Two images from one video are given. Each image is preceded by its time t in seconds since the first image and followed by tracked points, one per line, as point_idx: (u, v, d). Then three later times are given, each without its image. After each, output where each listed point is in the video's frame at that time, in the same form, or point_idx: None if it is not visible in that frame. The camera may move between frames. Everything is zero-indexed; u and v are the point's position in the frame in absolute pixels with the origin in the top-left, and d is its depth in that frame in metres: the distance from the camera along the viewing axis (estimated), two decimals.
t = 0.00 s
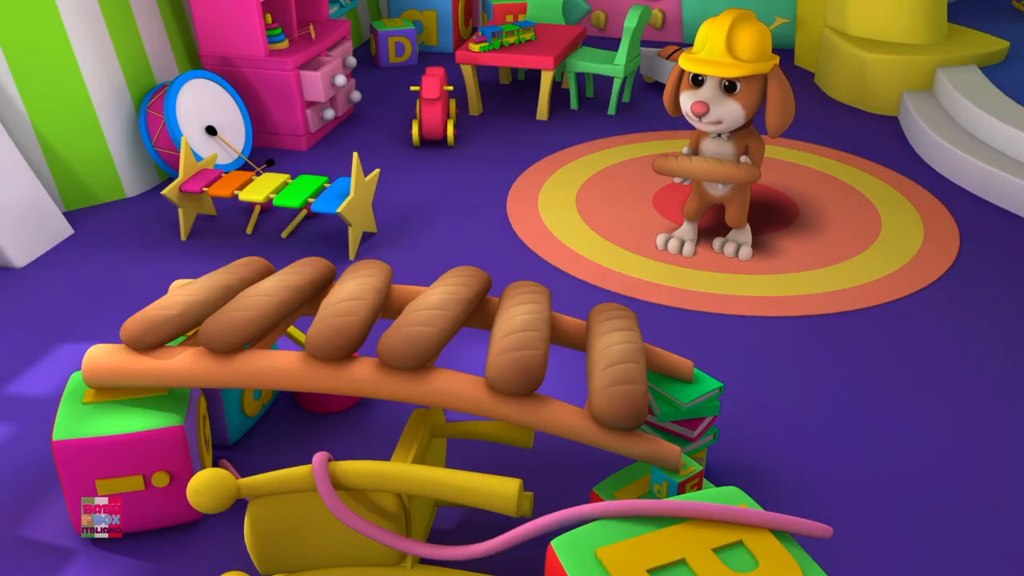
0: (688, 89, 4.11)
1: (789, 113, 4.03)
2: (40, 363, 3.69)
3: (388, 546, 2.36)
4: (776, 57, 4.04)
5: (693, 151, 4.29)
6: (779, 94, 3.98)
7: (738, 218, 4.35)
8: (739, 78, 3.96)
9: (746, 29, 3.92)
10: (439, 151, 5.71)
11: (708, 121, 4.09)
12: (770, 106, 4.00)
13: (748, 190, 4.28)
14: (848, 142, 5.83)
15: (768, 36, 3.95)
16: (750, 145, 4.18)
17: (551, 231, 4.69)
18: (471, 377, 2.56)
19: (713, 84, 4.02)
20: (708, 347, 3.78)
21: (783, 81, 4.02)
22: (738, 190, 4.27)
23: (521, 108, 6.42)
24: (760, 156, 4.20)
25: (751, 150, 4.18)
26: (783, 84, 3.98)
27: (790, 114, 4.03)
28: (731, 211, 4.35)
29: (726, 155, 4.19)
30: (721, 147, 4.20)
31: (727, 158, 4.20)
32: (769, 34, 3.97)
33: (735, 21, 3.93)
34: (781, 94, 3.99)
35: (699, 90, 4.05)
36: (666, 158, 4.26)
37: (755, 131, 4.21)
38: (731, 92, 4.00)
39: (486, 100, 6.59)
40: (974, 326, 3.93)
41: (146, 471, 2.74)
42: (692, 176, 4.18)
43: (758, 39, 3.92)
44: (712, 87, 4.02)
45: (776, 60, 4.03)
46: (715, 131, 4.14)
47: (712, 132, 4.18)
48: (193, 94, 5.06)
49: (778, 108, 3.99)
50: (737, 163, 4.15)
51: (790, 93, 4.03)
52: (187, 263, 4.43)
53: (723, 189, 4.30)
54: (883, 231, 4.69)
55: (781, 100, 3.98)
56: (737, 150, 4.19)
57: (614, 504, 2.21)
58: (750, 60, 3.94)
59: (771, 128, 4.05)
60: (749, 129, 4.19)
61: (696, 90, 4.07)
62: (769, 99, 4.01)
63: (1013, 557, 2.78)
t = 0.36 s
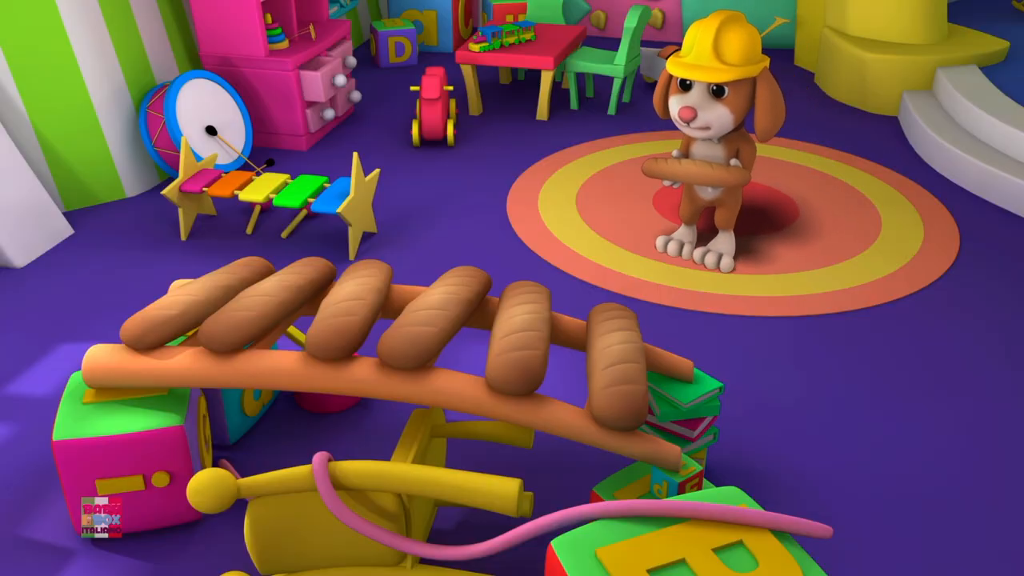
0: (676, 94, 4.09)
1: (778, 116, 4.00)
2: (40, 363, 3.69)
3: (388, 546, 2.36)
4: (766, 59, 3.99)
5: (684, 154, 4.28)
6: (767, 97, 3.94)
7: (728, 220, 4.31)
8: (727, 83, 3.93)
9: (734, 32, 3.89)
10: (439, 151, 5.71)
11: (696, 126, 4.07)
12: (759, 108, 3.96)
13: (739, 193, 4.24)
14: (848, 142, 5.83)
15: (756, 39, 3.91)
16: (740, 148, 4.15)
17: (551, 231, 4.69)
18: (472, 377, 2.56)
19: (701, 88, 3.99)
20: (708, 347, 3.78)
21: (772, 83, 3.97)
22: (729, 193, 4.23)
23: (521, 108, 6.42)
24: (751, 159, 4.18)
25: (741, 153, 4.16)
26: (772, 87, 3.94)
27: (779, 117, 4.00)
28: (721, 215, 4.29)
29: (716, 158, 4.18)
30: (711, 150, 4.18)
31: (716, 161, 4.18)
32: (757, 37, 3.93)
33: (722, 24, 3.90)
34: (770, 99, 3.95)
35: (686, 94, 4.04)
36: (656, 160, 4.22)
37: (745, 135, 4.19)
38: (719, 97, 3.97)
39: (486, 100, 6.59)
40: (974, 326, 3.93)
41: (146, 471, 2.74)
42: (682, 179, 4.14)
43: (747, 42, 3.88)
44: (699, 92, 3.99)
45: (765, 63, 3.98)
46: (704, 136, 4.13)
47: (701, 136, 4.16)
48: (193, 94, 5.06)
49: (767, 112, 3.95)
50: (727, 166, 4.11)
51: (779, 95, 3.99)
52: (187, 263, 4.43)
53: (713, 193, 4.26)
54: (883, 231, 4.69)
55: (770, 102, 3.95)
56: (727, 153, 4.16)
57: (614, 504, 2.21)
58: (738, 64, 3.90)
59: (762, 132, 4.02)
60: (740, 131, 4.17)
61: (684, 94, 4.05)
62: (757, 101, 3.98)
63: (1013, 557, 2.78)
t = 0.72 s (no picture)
0: (666, 100, 3.99)
1: (770, 123, 3.91)
2: (40, 363, 3.69)
3: (388, 546, 2.36)
4: (758, 68, 3.91)
5: (674, 165, 4.18)
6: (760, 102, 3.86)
7: (718, 233, 4.23)
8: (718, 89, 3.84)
9: (726, 38, 3.80)
10: (439, 152, 5.71)
11: (686, 132, 3.96)
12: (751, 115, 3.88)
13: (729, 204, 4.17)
14: (848, 142, 5.83)
15: (749, 46, 3.82)
16: (730, 158, 4.07)
17: (551, 231, 4.69)
18: (472, 377, 2.56)
19: (691, 94, 3.89)
20: (708, 347, 3.78)
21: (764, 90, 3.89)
22: (719, 204, 4.17)
23: (521, 108, 6.42)
24: (741, 169, 4.10)
25: (732, 164, 4.07)
26: (764, 93, 3.86)
27: (773, 125, 3.93)
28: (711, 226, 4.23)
29: (706, 169, 4.08)
30: (701, 161, 4.08)
31: (706, 171, 4.09)
32: (750, 44, 3.84)
33: (715, 30, 3.81)
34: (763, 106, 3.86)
35: (677, 100, 3.93)
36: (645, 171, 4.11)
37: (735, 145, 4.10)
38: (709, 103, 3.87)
39: (485, 100, 6.59)
40: (974, 326, 3.93)
41: (146, 471, 2.74)
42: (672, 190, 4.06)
43: (738, 50, 3.79)
44: (690, 98, 3.89)
45: (757, 71, 3.90)
46: (694, 144, 4.03)
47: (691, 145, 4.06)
48: (193, 94, 5.06)
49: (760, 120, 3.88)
50: (717, 176, 4.03)
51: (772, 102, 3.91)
52: (187, 263, 4.43)
53: (703, 203, 4.20)
54: (883, 231, 4.69)
55: (763, 110, 3.87)
56: (717, 163, 4.07)
57: (614, 504, 2.21)
58: (730, 71, 3.81)
59: (755, 139, 3.95)
60: (730, 141, 4.07)
61: (674, 101, 3.95)
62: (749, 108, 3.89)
63: (1013, 557, 2.78)
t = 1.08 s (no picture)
0: (655, 105, 3.93)
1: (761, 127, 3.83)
2: (40, 363, 3.69)
3: (388, 546, 2.36)
4: (747, 70, 3.84)
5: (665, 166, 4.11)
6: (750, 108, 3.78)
7: (712, 234, 4.16)
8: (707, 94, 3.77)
9: (715, 41, 3.74)
10: (439, 152, 5.71)
11: (677, 138, 3.90)
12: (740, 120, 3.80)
13: (720, 206, 4.10)
14: (848, 142, 5.83)
15: (738, 48, 3.77)
16: (722, 160, 3.98)
17: (551, 231, 4.69)
18: (472, 377, 2.56)
19: (680, 99, 3.83)
20: (708, 347, 3.78)
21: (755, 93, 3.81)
22: (711, 207, 4.10)
23: (521, 108, 6.42)
24: (733, 172, 4.01)
25: (724, 165, 3.98)
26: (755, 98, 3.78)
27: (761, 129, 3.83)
28: (703, 228, 4.16)
29: (697, 170, 4.00)
30: (692, 162, 4.01)
31: (698, 173, 4.00)
32: (738, 46, 3.79)
33: (703, 33, 3.75)
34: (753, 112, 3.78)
35: (666, 106, 3.87)
36: (636, 172, 4.03)
37: (727, 146, 4.01)
38: (699, 108, 3.81)
39: (485, 100, 6.59)
40: (974, 326, 3.93)
41: (146, 471, 2.74)
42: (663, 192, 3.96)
43: (727, 53, 3.74)
44: (679, 103, 3.83)
45: (748, 73, 3.83)
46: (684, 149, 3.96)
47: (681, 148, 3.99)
48: (192, 94, 5.06)
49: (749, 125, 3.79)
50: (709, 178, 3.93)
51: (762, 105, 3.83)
52: (187, 263, 4.43)
53: (694, 205, 4.12)
54: (883, 231, 4.69)
55: (753, 115, 3.78)
56: (709, 164, 3.99)
57: (614, 504, 2.21)
58: (719, 74, 3.75)
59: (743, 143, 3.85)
60: (722, 143, 3.99)
61: (664, 106, 3.88)
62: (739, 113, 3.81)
63: (1013, 557, 2.78)
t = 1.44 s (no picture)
0: (645, 111, 3.88)
1: (753, 137, 3.81)
2: (40, 363, 3.69)
3: (388, 546, 2.36)
4: (739, 79, 3.81)
5: (654, 177, 4.07)
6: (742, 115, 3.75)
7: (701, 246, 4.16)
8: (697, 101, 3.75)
9: (706, 47, 3.72)
10: (439, 151, 5.71)
11: (667, 144, 3.86)
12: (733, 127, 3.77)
13: (710, 217, 4.11)
14: (848, 142, 5.83)
15: (730, 56, 3.75)
16: (712, 171, 3.95)
17: (552, 231, 4.69)
18: (472, 377, 2.56)
19: (671, 105, 3.79)
20: (708, 347, 3.78)
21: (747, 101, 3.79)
22: (700, 218, 4.10)
23: (521, 108, 6.42)
24: (723, 183, 3.98)
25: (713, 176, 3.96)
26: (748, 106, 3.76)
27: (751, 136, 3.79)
28: (692, 239, 4.16)
29: (687, 182, 3.97)
30: (682, 173, 3.98)
31: (687, 185, 3.97)
32: (730, 53, 3.77)
33: (694, 40, 3.73)
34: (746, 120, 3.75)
35: (656, 112, 3.83)
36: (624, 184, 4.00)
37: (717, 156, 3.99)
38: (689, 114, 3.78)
39: (486, 100, 6.59)
40: (974, 326, 3.93)
41: (146, 471, 2.74)
42: (652, 204, 3.93)
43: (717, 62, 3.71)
44: (670, 109, 3.79)
45: (739, 81, 3.80)
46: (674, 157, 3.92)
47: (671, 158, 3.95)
48: (193, 94, 5.06)
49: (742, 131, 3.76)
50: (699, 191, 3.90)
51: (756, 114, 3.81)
52: (187, 263, 4.43)
53: (684, 217, 4.12)
54: (883, 231, 4.69)
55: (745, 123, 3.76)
56: (698, 176, 3.96)
57: (614, 504, 2.21)
58: (710, 81, 3.72)
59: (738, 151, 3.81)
60: (711, 154, 3.97)
61: (654, 112, 3.85)
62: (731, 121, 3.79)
63: (1013, 557, 2.78)
